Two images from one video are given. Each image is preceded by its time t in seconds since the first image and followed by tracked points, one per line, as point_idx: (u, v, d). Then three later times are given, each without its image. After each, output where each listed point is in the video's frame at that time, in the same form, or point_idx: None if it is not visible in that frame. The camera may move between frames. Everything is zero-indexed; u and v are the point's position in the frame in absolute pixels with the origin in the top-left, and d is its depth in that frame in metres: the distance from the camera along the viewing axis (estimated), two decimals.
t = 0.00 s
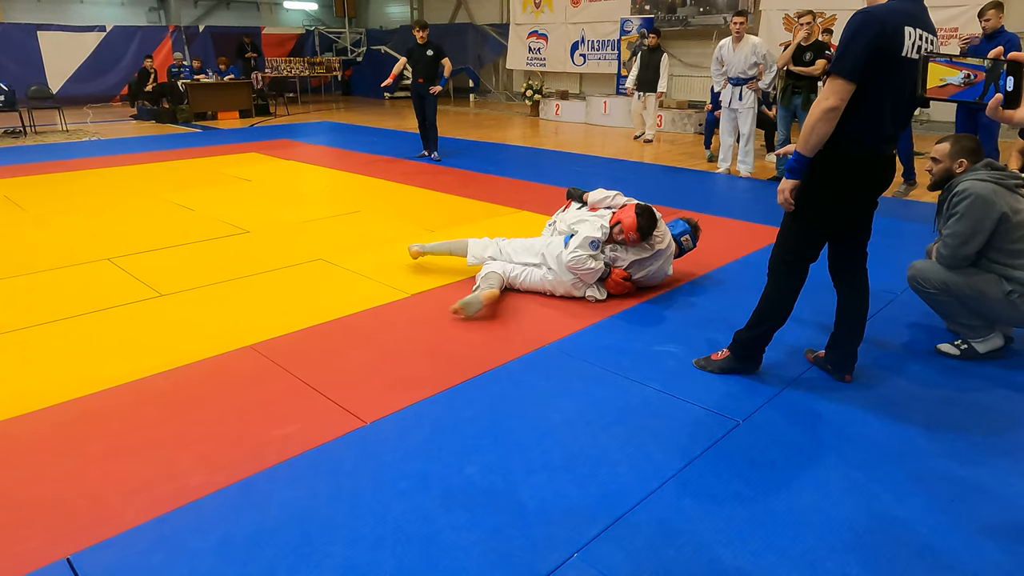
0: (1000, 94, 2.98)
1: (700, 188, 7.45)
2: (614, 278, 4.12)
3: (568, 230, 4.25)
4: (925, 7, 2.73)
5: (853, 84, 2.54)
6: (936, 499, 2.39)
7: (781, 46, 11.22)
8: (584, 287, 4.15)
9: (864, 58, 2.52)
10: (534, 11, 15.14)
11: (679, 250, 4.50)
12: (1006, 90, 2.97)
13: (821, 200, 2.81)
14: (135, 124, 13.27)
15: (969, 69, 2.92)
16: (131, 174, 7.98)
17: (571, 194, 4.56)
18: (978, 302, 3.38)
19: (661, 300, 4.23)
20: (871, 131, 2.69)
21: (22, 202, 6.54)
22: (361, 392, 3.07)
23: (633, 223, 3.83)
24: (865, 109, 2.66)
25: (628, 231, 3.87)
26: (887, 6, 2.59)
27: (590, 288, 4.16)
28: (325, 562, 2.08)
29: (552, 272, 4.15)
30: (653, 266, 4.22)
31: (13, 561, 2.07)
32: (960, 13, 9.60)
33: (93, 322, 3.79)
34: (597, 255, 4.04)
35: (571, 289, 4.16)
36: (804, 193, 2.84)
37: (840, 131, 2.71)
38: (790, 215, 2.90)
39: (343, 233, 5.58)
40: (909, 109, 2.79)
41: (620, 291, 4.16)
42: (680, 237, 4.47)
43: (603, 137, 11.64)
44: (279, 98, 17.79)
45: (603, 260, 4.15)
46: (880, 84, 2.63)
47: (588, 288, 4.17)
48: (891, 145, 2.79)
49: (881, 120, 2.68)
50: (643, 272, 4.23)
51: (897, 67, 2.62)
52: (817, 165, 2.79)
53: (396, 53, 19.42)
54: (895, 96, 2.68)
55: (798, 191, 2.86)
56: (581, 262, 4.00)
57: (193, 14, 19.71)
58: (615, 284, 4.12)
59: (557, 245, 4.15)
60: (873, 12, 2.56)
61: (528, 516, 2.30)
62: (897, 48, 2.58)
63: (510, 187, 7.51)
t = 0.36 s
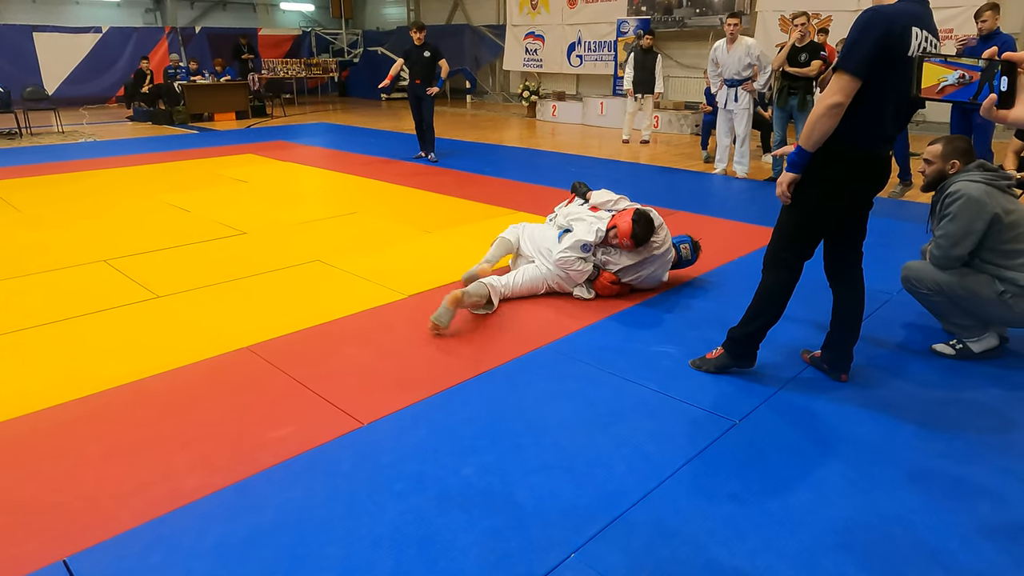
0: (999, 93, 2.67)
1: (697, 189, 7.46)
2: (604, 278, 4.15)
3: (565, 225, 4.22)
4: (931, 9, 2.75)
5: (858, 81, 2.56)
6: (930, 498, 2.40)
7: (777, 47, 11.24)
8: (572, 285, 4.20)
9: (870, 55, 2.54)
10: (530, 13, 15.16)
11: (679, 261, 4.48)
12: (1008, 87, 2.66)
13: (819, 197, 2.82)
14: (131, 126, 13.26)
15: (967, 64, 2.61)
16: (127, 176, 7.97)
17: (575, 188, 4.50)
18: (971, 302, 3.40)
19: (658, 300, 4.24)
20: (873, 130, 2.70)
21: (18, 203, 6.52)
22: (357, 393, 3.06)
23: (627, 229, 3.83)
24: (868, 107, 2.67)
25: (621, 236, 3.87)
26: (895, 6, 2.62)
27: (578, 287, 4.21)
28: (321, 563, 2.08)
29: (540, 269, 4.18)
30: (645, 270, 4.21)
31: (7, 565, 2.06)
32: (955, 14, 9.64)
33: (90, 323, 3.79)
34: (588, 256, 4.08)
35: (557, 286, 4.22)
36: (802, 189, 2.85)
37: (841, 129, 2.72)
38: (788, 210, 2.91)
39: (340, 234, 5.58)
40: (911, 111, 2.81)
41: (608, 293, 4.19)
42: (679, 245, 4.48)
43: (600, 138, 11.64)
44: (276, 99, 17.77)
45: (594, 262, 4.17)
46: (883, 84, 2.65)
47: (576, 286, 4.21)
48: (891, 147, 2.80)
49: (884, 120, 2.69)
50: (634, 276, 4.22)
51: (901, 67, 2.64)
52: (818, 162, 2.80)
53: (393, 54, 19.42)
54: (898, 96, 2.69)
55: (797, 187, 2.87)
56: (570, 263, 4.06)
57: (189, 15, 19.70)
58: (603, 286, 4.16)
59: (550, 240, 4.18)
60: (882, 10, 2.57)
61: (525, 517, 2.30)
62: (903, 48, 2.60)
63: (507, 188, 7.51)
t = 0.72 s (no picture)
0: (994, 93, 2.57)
1: (693, 190, 7.47)
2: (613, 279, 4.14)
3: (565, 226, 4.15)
4: (937, 12, 2.76)
5: (857, 78, 2.59)
6: (927, 497, 2.41)
7: (774, 48, 11.27)
8: (585, 288, 4.12)
9: (870, 51, 2.57)
10: (527, 14, 15.18)
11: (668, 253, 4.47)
12: (1002, 88, 2.60)
13: (816, 194, 2.83)
14: (127, 126, 13.23)
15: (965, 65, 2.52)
16: (124, 177, 7.96)
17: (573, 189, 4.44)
18: (966, 303, 3.41)
19: (655, 301, 4.24)
20: (873, 130, 2.72)
21: (14, 205, 6.51)
22: (355, 395, 3.06)
23: (635, 232, 3.87)
24: (868, 106, 2.69)
25: (630, 238, 3.89)
26: (900, 7, 2.65)
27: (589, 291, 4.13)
28: (320, 564, 2.08)
29: (550, 274, 4.05)
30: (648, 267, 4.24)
31: (4, 567, 2.05)
32: (951, 15, 9.68)
33: (87, 325, 3.78)
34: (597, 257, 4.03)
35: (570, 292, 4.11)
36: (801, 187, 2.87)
37: (840, 127, 2.74)
38: (786, 207, 2.92)
39: (337, 235, 5.57)
40: (915, 112, 2.81)
41: (618, 295, 4.18)
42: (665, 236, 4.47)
43: (596, 138, 11.66)
44: (273, 100, 17.77)
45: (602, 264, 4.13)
46: (884, 84, 2.67)
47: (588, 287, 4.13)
48: (892, 149, 2.81)
49: (884, 120, 2.71)
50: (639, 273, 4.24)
51: (903, 68, 2.66)
52: (817, 159, 2.82)
53: (390, 55, 19.42)
54: (900, 98, 2.70)
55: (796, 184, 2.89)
56: (581, 265, 4.00)
57: (186, 16, 19.68)
58: (614, 288, 4.14)
59: (556, 244, 4.09)
60: (885, 9, 2.61)
61: (524, 517, 2.30)
62: (906, 48, 2.62)
63: (504, 189, 7.52)
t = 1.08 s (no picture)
0: (987, 95, 2.41)
1: (690, 190, 7.48)
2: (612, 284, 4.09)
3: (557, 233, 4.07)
4: (937, 13, 2.77)
5: (852, 73, 2.61)
6: (924, 497, 2.41)
7: (771, 49, 11.29)
8: (586, 294, 4.06)
9: (867, 46, 2.59)
10: (525, 14, 15.18)
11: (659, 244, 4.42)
12: (995, 90, 2.40)
13: (813, 191, 2.83)
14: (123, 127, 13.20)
15: (954, 69, 2.44)
16: (121, 177, 7.94)
17: (560, 195, 4.39)
18: (963, 303, 3.42)
19: (652, 301, 4.24)
20: (871, 127, 2.72)
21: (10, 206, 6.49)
22: (351, 395, 3.06)
23: (631, 236, 3.83)
24: (866, 103, 2.69)
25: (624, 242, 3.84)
26: (898, 5, 2.67)
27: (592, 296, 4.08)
28: (316, 566, 2.08)
29: (549, 284, 3.99)
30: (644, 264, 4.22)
31: None
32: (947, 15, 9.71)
33: (84, 326, 3.77)
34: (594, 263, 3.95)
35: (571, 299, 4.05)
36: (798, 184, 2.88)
37: (837, 124, 2.75)
38: (783, 204, 2.93)
39: (333, 236, 5.56)
40: (915, 113, 2.81)
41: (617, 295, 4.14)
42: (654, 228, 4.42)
43: (594, 139, 11.66)
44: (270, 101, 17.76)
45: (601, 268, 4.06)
46: (882, 81, 2.68)
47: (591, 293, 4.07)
48: (891, 148, 2.81)
49: (882, 117, 2.71)
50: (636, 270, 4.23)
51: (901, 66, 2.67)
52: (814, 156, 2.83)
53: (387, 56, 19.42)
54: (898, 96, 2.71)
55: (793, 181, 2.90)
56: (582, 272, 3.91)
57: (183, 16, 19.65)
58: (613, 290, 4.09)
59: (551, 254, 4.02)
60: (882, 7, 2.63)
61: (521, 517, 2.30)
62: (903, 45, 2.63)
63: (501, 189, 7.52)
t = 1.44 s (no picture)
0: (982, 96, 2.43)
1: (688, 190, 7.49)
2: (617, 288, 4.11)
3: (574, 233, 3.94)
4: (937, 12, 2.76)
5: (851, 72, 2.61)
6: (922, 498, 2.41)
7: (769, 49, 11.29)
8: (591, 297, 4.03)
9: (866, 45, 2.59)
10: (523, 14, 15.18)
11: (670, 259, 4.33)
12: (991, 90, 2.42)
13: (811, 190, 2.83)
14: (121, 127, 13.19)
15: (951, 70, 2.43)
16: (118, 178, 7.93)
17: (579, 189, 4.19)
18: (962, 303, 3.42)
19: (650, 301, 4.24)
20: (871, 126, 2.71)
21: (8, 206, 6.48)
22: (350, 396, 3.06)
23: (647, 249, 3.82)
24: (865, 103, 2.69)
25: (637, 253, 3.84)
26: (899, 4, 2.67)
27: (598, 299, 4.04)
28: (314, 566, 2.08)
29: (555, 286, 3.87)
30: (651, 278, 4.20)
31: None
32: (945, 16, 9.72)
33: (81, 327, 3.77)
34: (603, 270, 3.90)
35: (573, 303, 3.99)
36: (796, 183, 2.88)
37: (836, 123, 2.75)
38: (781, 202, 2.93)
39: (331, 236, 5.56)
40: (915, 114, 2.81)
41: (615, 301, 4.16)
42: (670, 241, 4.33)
43: (592, 139, 11.66)
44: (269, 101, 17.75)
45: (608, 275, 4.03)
46: (882, 80, 2.67)
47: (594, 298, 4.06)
48: (890, 148, 2.81)
49: (882, 117, 2.70)
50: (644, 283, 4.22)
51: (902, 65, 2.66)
52: (812, 155, 2.83)
53: (385, 56, 19.42)
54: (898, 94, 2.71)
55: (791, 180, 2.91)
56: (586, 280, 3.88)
57: (181, 16, 19.63)
58: (616, 297, 4.11)
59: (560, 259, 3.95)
60: (883, 5, 2.63)
61: (519, 517, 2.30)
62: (903, 45, 2.63)
63: (500, 189, 7.52)
